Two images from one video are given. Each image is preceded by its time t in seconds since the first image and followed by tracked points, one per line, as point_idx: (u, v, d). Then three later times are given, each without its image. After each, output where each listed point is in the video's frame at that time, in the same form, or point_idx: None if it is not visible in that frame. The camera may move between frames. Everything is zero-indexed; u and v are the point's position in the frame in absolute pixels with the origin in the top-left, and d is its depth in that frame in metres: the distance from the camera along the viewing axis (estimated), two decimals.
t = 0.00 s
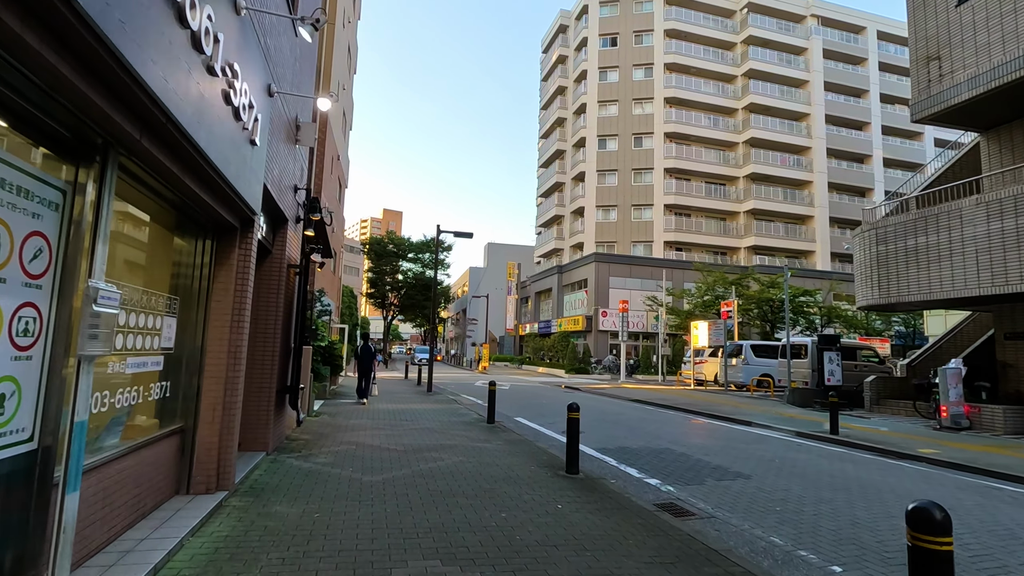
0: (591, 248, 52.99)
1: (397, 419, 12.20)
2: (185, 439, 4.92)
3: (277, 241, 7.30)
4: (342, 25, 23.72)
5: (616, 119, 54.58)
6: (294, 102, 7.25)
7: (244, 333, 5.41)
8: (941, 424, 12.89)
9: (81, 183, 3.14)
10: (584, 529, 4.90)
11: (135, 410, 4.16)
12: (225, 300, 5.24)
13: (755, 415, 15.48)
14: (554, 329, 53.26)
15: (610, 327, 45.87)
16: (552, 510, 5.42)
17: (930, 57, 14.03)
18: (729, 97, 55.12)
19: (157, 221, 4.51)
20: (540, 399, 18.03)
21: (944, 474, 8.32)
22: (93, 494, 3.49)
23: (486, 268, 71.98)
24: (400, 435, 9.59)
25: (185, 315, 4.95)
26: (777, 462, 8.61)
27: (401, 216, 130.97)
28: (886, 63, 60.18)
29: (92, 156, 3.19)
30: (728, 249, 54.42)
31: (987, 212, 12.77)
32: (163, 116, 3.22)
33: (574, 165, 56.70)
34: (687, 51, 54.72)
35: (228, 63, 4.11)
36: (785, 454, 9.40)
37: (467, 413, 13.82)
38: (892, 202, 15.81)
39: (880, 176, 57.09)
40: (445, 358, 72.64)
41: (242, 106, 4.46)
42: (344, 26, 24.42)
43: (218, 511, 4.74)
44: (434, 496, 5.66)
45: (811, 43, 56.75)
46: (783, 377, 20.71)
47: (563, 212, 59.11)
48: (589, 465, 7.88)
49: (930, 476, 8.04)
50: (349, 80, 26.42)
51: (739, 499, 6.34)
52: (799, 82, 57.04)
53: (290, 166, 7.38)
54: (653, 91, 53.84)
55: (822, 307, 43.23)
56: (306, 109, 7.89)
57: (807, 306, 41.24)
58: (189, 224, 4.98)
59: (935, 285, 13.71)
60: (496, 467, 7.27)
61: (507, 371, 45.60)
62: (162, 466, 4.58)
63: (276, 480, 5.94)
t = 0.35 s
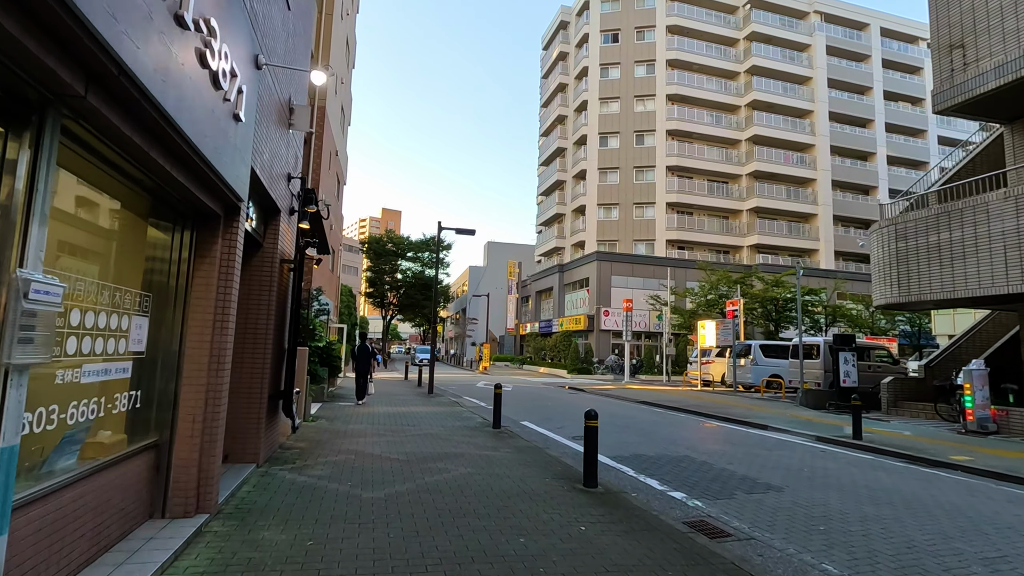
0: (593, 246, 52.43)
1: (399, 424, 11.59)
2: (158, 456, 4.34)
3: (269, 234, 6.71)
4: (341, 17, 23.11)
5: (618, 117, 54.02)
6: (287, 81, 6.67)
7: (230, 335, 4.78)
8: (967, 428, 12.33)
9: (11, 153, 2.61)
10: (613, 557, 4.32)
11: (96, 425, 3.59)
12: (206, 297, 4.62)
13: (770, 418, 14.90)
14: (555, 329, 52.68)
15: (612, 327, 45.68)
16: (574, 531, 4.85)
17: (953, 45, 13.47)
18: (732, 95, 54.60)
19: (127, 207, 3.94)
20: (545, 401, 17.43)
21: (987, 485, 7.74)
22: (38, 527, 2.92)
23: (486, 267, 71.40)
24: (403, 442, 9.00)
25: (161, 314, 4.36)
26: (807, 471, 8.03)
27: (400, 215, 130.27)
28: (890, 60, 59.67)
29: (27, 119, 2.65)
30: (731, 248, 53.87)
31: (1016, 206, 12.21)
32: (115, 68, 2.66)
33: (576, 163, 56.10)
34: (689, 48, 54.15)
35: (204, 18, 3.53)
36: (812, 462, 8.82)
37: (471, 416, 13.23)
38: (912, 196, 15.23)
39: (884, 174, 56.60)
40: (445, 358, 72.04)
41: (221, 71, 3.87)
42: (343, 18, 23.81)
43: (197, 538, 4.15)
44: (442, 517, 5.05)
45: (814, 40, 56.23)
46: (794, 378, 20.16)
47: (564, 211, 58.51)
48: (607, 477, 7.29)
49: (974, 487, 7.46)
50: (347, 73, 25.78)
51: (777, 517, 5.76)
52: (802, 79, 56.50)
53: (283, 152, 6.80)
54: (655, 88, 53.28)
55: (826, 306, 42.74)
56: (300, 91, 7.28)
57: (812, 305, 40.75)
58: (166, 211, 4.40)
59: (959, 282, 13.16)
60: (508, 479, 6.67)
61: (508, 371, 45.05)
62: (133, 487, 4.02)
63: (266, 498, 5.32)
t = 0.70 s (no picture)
0: (592, 246, 51.91)
1: (396, 427, 10.99)
2: (119, 465, 3.75)
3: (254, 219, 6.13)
4: (336, 8, 22.49)
5: (617, 115, 53.55)
6: (275, 52, 6.09)
7: (203, 328, 4.17)
8: (991, 431, 11.78)
9: None
10: None
11: (34, 432, 2.99)
12: (175, 283, 4.02)
13: (782, 420, 14.35)
14: (554, 329, 52.12)
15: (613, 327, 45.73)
16: (597, 551, 4.28)
17: (974, 33, 12.95)
18: (732, 93, 54.19)
19: (83, 178, 3.39)
20: (548, 403, 16.82)
21: None
22: None
23: (484, 268, 70.81)
24: (402, 447, 8.38)
25: (121, 303, 3.75)
26: (837, 479, 7.45)
27: (397, 216, 129.60)
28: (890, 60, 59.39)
29: None
30: (731, 248, 53.42)
31: None
32: None
33: (575, 162, 55.57)
34: (689, 46, 53.72)
35: None
36: (839, 468, 8.25)
37: (472, 419, 12.63)
38: (928, 191, 14.70)
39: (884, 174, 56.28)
40: (443, 358, 71.39)
41: (188, 13, 3.29)
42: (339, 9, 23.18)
43: (161, 564, 3.55)
44: (445, 535, 4.44)
45: (815, 39, 55.91)
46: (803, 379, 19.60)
47: (563, 210, 57.96)
48: (624, 486, 6.70)
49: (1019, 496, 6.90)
50: (343, 67, 25.16)
51: (818, 533, 5.17)
52: (803, 78, 56.14)
53: (269, 129, 6.21)
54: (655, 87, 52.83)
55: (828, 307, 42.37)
56: (289, 64, 6.70)
57: (814, 305, 40.36)
58: (129, 184, 3.81)
59: (982, 279, 12.62)
60: (517, 489, 6.07)
61: (506, 372, 44.44)
62: (85, 505, 3.42)
63: (246, 513, 4.69)
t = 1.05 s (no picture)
0: (598, 249, 51.31)
1: (399, 438, 10.41)
2: (70, 497, 3.20)
3: (241, 214, 5.62)
4: (340, 6, 22.08)
5: (624, 117, 53.06)
6: (266, 31, 5.57)
7: (173, 336, 3.64)
8: None
9: None
10: None
11: None
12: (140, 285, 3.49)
13: (803, 430, 13.70)
14: (560, 334, 51.48)
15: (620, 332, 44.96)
16: None
17: (1005, 23, 12.34)
18: (740, 95, 53.62)
19: (36, 162, 2.90)
20: (556, 411, 16.21)
21: None
22: None
23: (489, 271, 70.32)
24: (404, 460, 7.81)
25: (75, 309, 3.21)
26: (878, 498, 6.83)
27: (402, 221, 129.38)
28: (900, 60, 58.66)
29: None
30: (739, 251, 52.69)
31: None
32: None
33: (581, 165, 55.05)
34: (697, 47, 53.19)
35: None
36: (878, 485, 7.61)
37: (479, 429, 12.04)
38: (954, 189, 14.07)
39: (895, 176, 55.47)
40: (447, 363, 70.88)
41: None
42: (343, 7, 22.77)
43: None
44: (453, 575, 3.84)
45: (823, 40, 55.31)
46: (821, 385, 18.96)
47: (569, 214, 57.40)
48: (646, 506, 6.13)
49: None
50: (347, 67, 24.78)
51: (874, 567, 4.56)
52: (811, 79, 55.48)
53: (261, 117, 5.70)
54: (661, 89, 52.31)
55: (840, 311, 41.63)
56: (282, 47, 6.21)
57: (825, 308, 39.60)
58: (89, 169, 3.28)
59: (1016, 281, 11.96)
60: (531, 512, 5.47)
61: (512, 377, 43.80)
62: (28, 549, 2.86)
63: (225, 546, 4.10)
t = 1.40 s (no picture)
0: (606, 249, 50.64)
1: (408, 444, 9.79)
2: (16, 530, 2.68)
3: (234, 203, 5.08)
4: None
5: (631, 115, 52.40)
6: None
7: (146, 336, 3.09)
8: None
9: None
10: None
11: None
12: (104, 275, 2.94)
13: (831, 434, 13.04)
14: (568, 334, 50.89)
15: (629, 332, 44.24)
16: None
17: None
18: (750, 91, 52.85)
19: None
20: (570, 414, 15.59)
21: None
22: None
23: (495, 272, 69.79)
24: (416, 471, 7.20)
25: (22, 304, 2.65)
26: (936, 512, 6.20)
27: (407, 221, 129.25)
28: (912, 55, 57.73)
29: None
30: (749, 250, 51.91)
31: None
32: None
33: (588, 164, 54.41)
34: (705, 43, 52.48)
35: None
36: (931, 497, 6.97)
37: (491, 434, 11.47)
38: (987, 180, 13.39)
39: (908, 173, 54.53)
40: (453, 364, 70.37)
41: None
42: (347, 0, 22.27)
43: None
44: None
45: (834, 34, 54.44)
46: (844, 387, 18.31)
47: (576, 212, 56.76)
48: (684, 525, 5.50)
49: None
50: (352, 62, 24.27)
51: None
52: (822, 75, 54.64)
53: (256, 93, 5.13)
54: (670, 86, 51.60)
55: (854, 310, 40.84)
56: (279, 18, 5.65)
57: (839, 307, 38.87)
58: (36, 133, 2.70)
59: None
60: (561, 534, 4.84)
61: (520, 378, 43.27)
62: None
63: None
